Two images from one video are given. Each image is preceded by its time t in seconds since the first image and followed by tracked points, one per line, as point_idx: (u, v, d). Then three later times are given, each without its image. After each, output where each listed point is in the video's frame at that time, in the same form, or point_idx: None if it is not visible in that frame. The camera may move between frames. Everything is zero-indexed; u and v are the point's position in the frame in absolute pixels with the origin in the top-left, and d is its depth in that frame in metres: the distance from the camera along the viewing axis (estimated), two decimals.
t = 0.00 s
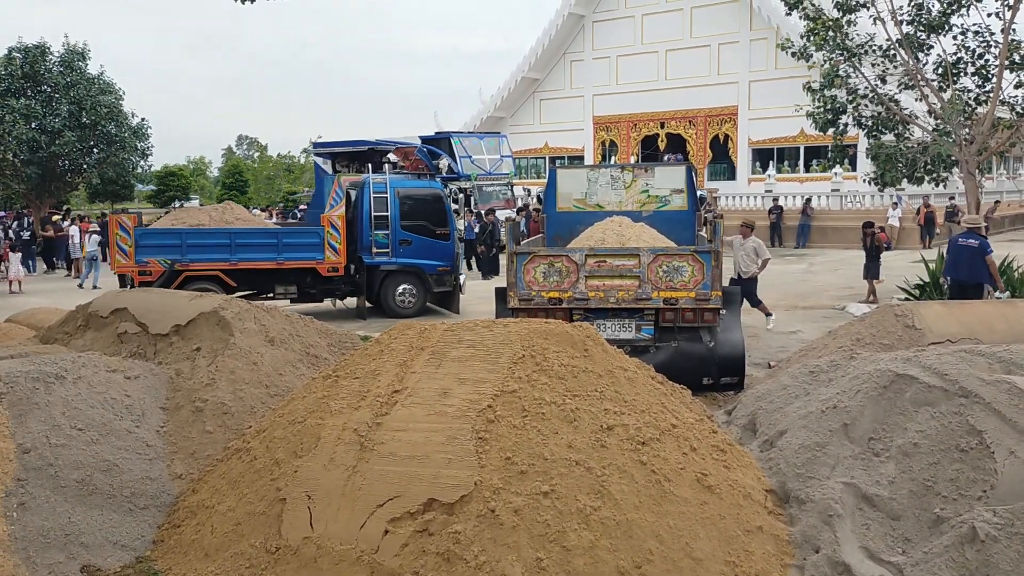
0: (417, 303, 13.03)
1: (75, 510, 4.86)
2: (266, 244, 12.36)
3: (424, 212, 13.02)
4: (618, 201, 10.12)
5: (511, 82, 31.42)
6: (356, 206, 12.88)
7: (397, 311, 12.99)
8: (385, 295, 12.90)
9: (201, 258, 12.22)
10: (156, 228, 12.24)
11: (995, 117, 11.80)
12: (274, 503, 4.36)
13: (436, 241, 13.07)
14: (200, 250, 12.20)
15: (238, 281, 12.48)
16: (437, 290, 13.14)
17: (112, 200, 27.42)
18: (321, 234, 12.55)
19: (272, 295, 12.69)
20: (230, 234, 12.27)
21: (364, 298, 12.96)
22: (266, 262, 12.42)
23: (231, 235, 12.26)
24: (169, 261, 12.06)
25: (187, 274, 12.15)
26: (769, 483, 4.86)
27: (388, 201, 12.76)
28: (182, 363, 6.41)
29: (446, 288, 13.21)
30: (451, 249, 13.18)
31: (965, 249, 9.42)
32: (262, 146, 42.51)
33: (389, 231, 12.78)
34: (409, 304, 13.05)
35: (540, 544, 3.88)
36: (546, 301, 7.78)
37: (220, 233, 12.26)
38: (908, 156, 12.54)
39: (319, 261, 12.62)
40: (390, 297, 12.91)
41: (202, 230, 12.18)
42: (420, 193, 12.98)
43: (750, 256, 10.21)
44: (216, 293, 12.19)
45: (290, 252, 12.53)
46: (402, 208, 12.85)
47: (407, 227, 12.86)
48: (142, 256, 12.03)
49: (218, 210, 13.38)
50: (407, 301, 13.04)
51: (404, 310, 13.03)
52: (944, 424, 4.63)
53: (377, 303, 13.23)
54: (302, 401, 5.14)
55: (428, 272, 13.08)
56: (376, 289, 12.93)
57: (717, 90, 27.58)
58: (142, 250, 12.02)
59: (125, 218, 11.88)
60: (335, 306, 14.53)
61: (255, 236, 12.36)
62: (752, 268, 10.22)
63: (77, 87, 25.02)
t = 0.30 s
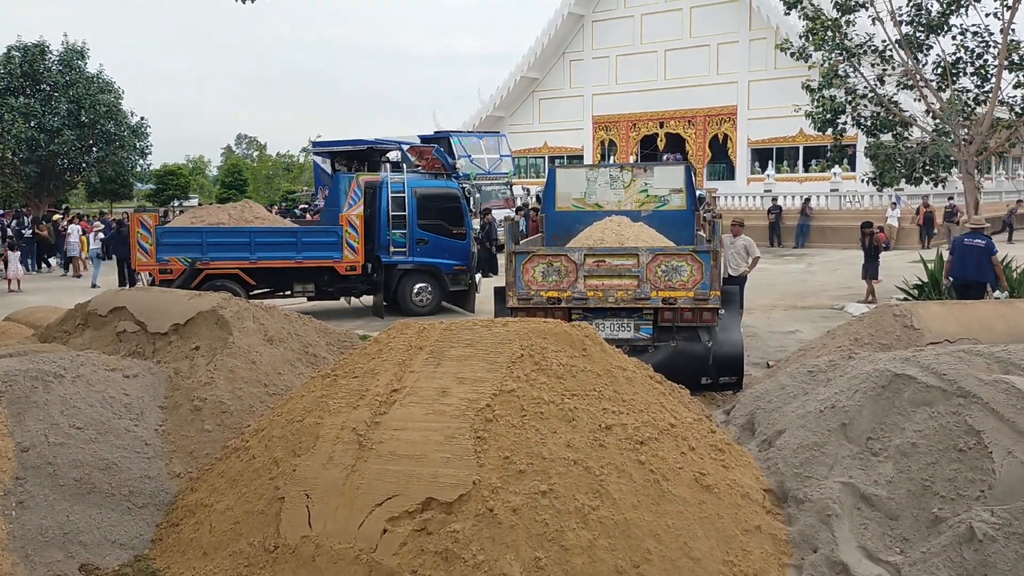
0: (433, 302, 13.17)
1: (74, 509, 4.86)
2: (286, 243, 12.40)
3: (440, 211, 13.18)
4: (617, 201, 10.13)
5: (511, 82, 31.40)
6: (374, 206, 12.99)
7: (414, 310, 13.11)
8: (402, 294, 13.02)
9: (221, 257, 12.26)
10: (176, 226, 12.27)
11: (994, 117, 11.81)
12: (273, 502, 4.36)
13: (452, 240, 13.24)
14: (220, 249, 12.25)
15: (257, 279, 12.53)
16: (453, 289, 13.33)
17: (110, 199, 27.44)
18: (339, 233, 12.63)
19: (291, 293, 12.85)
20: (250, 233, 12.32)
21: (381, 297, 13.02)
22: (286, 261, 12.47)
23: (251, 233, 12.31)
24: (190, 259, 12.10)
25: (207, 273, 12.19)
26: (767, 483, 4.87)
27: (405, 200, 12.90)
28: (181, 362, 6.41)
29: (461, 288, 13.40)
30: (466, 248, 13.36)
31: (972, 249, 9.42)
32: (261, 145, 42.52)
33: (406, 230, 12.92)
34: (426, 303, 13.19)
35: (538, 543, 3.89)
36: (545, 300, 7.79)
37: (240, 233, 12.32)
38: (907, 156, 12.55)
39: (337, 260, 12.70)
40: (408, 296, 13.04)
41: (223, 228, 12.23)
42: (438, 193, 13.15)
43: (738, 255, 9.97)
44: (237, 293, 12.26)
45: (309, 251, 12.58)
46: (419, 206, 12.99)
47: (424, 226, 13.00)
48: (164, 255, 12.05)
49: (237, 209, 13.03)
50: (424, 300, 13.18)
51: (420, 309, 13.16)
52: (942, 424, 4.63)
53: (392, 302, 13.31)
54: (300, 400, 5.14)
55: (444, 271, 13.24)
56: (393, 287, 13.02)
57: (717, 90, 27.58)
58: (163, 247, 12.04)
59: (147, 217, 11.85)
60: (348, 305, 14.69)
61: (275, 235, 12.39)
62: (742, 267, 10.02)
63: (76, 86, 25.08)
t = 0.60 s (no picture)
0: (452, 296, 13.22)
1: (75, 501, 4.88)
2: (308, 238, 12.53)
3: (458, 206, 13.23)
4: (618, 197, 10.14)
5: (513, 78, 31.36)
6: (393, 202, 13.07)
7: (433, 305, 13.13)
8: (421, 289, 13.06)
9: (243, 252, 12.30)
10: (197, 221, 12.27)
11: (997, 116, 11.81)
12: (274, 496, 4.38)
13: (469, 236, 13.34)
14: (242, 243, 12.28)
15: (278, 274, 12.61)
16: (471, 284, 13.41)
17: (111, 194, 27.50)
18: (359, 228, 12.76)
19: (310, 288, 12.90)
20: (272, 227, 12.39)
21: (400, 292, 13.11)
22: (307, 255, 12.57)
23: (273, 228, 12.38)
24: (212, 254, 12.10)
25: (230, 267, 12.21)
26: (767, 479, 4.88)
27: (424, 196, 12.93)
28: (183, 356, 6.43)
29: (478, 283, 13.49)
30: (483, 244, 13.47)
31: (971, 246, 9.40)
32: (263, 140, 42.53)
33: (425, 226, 12.97)
34: (443, 298, 13.22)
35: (539, 537, 3.90)
36: (547, 296, 7.79)
37: (262, 227, 12.37)
38: (909, 154, 12.55)
39: (357, 255, 12.83)
40: (426, 291, 13.06)
41: (245, 223, 12.26)
42: (456, 189, 13.23)
43: (734, 253, 9.92)
44: (260, 287, 12.38)
45: (330, 246, 12.71)
46: (437, 203, 13.04)
47: (442, 222, 13.07)
48: (186, 248, 12.04)
49: (258, 204, 13.32)
50: (443, 295, 13.21)
51: (439, 305, 13.19)
52: (943, 421, 4.64)
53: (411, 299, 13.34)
54: (302, 394, 5.14)
55: (462, 267, 13.33)
56: (412, 282, 13.09)
57: (719, 87, 27.55)
58: (186, 241, 12.03)
59: (170, 211, 11.82)
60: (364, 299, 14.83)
61: (296, 230, 12.50)
62: (738, 265, 9.95)
63: (77, 81, 25.18)
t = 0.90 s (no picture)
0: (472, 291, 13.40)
1: (79, 495, 4.90)
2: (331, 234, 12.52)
3: (478, 202, 13.34)
4: (622, 194, 10.13)
5: (516, 74, 31.33)
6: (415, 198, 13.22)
7: (454, 300, 13.31)
8: (442, 284, 13.23)
9: (268, 248, 12.28)
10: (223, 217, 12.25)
11: (1001, 113, 11.79)
12: (278, 490, 4.39)
13: (489, 232, 13.49)
14: (267, 239, 12.27)
15: (302, 270, 12.61)
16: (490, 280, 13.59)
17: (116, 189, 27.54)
18: (382, 225, 12.84)
19: (332, 283, 12.91)
20: (296, 224, 12.35)
21: (421, 286, 13.26)
22: (331, 252, 12.58)
23: (297, 224, 12.35)
24: (238, 249, 12.10)
25: (254, 263, 12.18)
26: (769, 475, 4.88)
27: (446, 193, 13.06)
28: (187, 351, 6.45)
29: (497, 278, 13.67)
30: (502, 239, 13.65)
31: (975, 243, 9.37)
32: (266, 135, 42.55)
33: (446, 222, 13.11)
34: (464, 293, 13.41)
35: (541, 532, 3.91)
36: (549, 293, 7.81)
37: (286, 223, 12.33)
38: (913, 151, 12.54)
39: (380, 251, 12.89)
40: (447, 287, 13.24)
41: (270, 219, 12.23)
42: (477, 185, 13.26)
43: (736, 249, 9.91)
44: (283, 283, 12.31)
45: (353, 243, 12.73)
46: (458, 199, 13.16)
47: (463, 219, 13.20)
48: (212, 244, 12.04)
49: (283, 200, 13.23)
50: (463, 290, 13.39)
51: (459, 299, 13.36)
52: (945, 418, 4.65)
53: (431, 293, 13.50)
54: (306, 389, 5.16)
55: (482, 263, 13.49)
56: (433, 278, 13.25)
57: (723, 83, 27.52)
58: (212, 237, 12.04)
59: (197, 208, 11.88)
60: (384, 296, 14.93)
61: (320, 226, 12.48)
62: (740, 261, 9.92)
63: (82, 76, 25.24)
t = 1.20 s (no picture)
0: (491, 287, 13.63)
1: (85, 491, 4.91)
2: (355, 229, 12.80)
3: (498, 199, 13.59)
4: (627, 190, 10.12)
5: (521, 71, 31.29)
6: (437, 194, 13.45)
7: (474, 296, 13.56)
8: (463, 279, 13.47)
9: (293, 242, 12.54)
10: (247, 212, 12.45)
11: (1007, 110, 11.76)
12: (284, 486, 4.40)
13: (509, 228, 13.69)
14: (293, 234, 12.52)
15: (325, 264, 12.89)
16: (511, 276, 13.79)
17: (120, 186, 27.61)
18: (404, 220, 13.13)
19: (353, 277, 13.23)
20: (321, 219, 12.63)
21: (441, 282, 13.49)
22: (354, 246, 12.87)
23: (321, 219, 12.62)
24: (264, 244, 12.31)
25: (280, 257, 12.45)
26: (776, 473, 4.87)
27: (466, 189, 13.28)
28: (193, 347, 6.45)
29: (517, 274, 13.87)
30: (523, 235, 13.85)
31: (990, 241, 9.27)
32: (271, 131, 42.59)
33: (467, 218, 13.35)
34: (484, 288, 13.64)
35: (547, 529, 3.91)
36: (554, 290, 7.80)
37: (311, 218, 12.59)
38: (920, 148, 12.50)
39: (402, 246, 13.19)
40: (469, 282, 13.48)
41: (295, 213, 12.48)
42: (498, 182, 13.50)
43: (742, 247, 9.88)
44: (308, 276, 12.66)
45: (376, 237, 13.02)
46: (479, 196, 13.38)
47: (484, 215, 13.43)
48: (238, 238, 12.24)
49: (306, 195, 13.25)
50: (483, 285, 13.63)
51: (479, 295, 13.61)
52: (953, 416, 4.65)
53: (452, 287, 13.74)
54: (311, 385, 5.17)
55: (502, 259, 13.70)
56: (453, 273, 13.49)
57: (728, 80, 27.45)
58: (239, 231, 12.24)
59: (225, 202, 12.02)
60: (406, 291, 15.12)
61: (344, 221, 12.76)
62: (746, 259, 9.90)
63: (87, 72, 25.30)
